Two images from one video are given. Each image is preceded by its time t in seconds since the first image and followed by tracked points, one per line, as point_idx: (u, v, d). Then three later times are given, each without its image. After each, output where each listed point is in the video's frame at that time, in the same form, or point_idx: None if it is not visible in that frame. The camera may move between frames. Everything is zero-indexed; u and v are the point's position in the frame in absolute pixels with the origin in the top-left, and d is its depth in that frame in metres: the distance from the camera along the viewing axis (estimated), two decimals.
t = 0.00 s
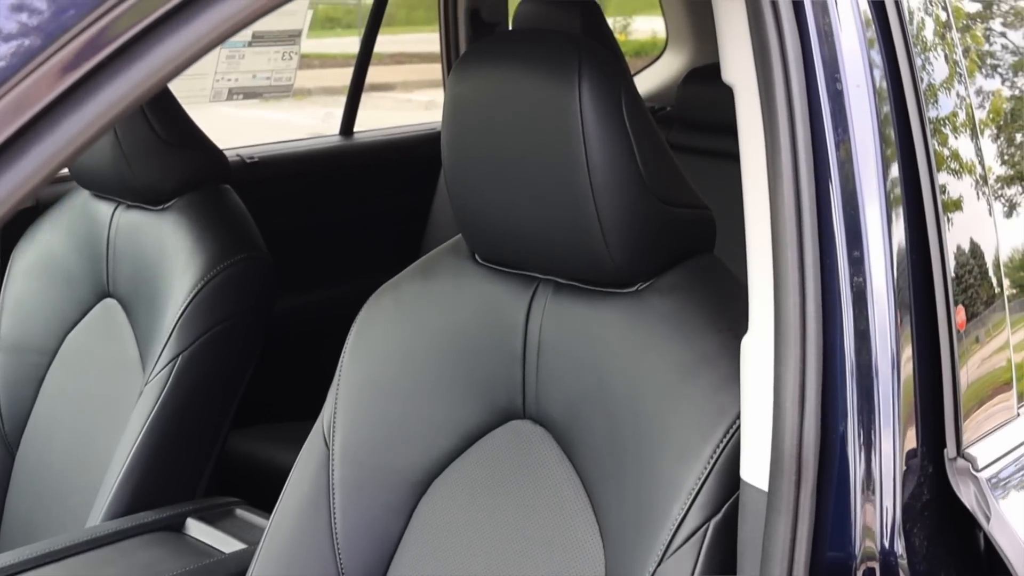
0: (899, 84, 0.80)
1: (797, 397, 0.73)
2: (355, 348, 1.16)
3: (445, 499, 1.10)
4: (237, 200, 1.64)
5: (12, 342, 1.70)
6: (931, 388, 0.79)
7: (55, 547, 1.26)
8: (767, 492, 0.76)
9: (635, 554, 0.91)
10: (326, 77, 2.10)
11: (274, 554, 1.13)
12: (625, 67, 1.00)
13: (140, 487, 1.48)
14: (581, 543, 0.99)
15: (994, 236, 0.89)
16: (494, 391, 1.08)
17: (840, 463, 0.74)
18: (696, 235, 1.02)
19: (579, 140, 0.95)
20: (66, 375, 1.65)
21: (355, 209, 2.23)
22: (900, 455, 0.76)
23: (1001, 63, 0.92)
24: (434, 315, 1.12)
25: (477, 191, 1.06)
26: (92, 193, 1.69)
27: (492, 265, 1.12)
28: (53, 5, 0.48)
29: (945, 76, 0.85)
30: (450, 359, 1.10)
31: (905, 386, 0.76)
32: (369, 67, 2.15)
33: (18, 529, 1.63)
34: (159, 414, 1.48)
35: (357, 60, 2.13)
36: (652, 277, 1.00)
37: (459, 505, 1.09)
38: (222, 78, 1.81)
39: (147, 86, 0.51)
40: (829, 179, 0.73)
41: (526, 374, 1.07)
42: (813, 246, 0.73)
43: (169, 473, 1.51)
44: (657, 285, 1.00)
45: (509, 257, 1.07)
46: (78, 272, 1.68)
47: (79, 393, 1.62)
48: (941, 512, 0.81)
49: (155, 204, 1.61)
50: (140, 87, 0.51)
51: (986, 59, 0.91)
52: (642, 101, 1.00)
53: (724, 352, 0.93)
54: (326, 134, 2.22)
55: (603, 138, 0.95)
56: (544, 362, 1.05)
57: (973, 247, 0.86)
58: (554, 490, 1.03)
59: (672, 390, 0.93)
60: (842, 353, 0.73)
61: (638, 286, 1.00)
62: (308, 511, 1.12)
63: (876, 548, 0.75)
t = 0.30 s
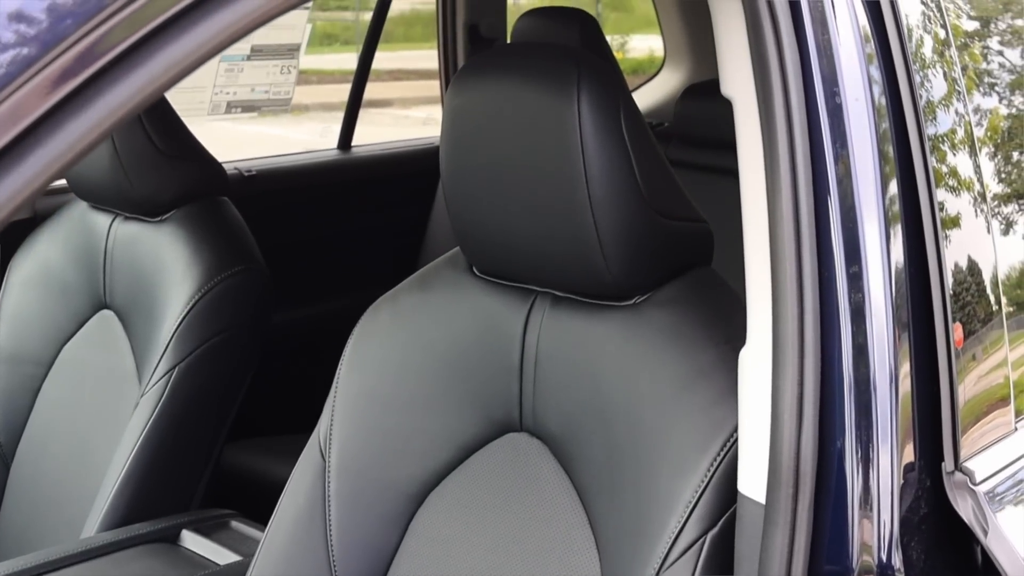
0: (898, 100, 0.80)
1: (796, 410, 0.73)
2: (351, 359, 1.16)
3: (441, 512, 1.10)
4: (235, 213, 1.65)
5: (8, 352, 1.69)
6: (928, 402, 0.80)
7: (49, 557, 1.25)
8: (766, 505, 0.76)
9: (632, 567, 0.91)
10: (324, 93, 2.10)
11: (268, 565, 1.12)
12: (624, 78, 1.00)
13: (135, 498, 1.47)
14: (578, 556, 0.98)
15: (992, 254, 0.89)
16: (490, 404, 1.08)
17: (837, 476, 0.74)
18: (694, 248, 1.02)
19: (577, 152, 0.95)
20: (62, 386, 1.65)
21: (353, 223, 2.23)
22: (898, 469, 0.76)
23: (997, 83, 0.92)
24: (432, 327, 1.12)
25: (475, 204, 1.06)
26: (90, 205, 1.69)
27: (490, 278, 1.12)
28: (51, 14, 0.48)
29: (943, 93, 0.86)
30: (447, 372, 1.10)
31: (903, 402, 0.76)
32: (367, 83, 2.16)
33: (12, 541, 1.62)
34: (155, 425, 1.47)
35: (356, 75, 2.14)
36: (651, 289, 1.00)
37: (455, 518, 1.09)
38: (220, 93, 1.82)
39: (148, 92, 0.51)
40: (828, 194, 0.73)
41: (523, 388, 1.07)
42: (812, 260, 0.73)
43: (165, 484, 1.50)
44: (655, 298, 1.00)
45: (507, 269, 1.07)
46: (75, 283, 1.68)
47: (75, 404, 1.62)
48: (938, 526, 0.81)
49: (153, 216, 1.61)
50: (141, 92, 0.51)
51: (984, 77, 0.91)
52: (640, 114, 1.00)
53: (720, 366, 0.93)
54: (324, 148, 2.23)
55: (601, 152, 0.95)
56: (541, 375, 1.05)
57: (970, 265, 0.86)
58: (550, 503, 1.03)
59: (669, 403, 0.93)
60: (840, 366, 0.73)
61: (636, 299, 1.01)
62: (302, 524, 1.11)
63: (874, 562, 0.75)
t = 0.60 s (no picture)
0: (897, 111, 0.80)
1: (794, 418, 0.73)
2: (348, 366, 1.15)
3: (437, 520, 1.10)
4: (233, 220, 1.65)
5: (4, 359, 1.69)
6: (926, 411, 0.80)
7: (44, 562, 1.24)
8: (764, 513, 0.75)
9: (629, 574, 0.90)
10: (322, 104, 2.11)
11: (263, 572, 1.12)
12: (622, 87, 1.00)
13: (131, 505, 1.47)
14: (574, 564, 0.98)
15: (991, 266, 0.89)
16: (488, 411, 1.08)
17: (835, 484, 0.74)
18: (692, 257, 1.02)
19: (576, 160, 0.95)
20: (58, 393, 1.64)
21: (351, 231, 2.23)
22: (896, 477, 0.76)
23: (995, 95, 0.92)
24: (430, 334, 1.12)
25: (474, 211, 1.06)
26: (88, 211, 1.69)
27: (489, 285, 1.12)
28: (48, 18, 0.49)
29: (943, 105, 0.86)
30: (444, 379, 1.10)
31: (901, 412, 0.76)
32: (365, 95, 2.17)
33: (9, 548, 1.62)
34: (152, 431, 1.47)
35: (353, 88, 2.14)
36: (649, 297, 1.01)
37: (451, 525, 1.08)
38: (218, 100, 1.83)
39: (148, 93, 0.51)
40: (827, 203, 0.74)
41: (520, 396, 1.07)
42: (810, 268, 0.73)
43: (161, 490, 1.50)
44: (652, 306, 1.00)
45: (505, 276, 1.07)
46: (72, 290, 1.67)
47: (72, 410, 1.61)
48: (936, 534, 0.81)
49: (151, 222, 1.61)
50: (141, 93, 0.51)
51: (982, 90, 0.91)
52: (639, 123, 1.00)
53: (718, 374, 0.93)
54: (322, 157, 2.22)
55: (600, 160, 0.95)
56: (539, 383, 1.05)
57: (969, 277, 0.86)
58: (547, 511, 1.02)
59: (667, 411, 0.93)
60: (838, 375, 0.73)
61: (633, 307, 1.01)
62: (298, 530, 1.11)
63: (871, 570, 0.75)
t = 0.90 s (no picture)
0: (896, 117, 0.81)
1: (792, 422, 0.73)
2: (346, 369, 1.15)
3: (434, 523, 1.10)
4: (232, 223, 1.65)
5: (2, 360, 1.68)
6: (925, 416, 0.80)
7: (40, 563, 1.24)
8: (762, 516, 0.75)
9: None
10: (320, 109, 2.11)
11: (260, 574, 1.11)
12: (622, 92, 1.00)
13: (128, 506, 1.47)
14: (572, 566, 0.98)
15: (991, 273, 0.89)
16: (485, 414, 1.08)
17: (833, 488, 0.74)
18: (690, 261, 1.02)
19: (576, 164, 0.95)
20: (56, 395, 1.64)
21: (349, 235, 2.23)
22: (894, 482, 0.76)
23: (994, 103, 0.92)
24: (429, 338, 1.12)
25: (473, 214, 1.06)
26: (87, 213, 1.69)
27: (487, 289, 1.12)
28: (46, 18, 0.48)
29: (942, 112, 0.86)
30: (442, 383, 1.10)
31: (900, 418, 0.76)
32: (363, 101, 2.17)
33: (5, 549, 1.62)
34: (149, 433, 1.47)
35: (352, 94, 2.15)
36: (646, 301, 1.00)
37: (448, 528, 1.08)
38: (218, 104, 1.83)
39: (146, 91, 0.51)
40: (827, 208, 0.74)
41: (518, 399, 1.07)
42: (809, 273, 0.73)
43: (158, 492, 1.50)
44: (651, 309, 1.00)
45: (504, 280, 1.07)
46: (70, 292, 1.67)
47: (70, 412, 1.61)
48: (934, 537, 0.81)
49: (150, 225, 1.60)
50: (139, 91, 0.51)
51: (982, 98, 0.91)
52: (639, 128, 1.00)
53: (716, 378, 0.93)
54: (321, 161, 2.23)
55: (599, 165, 0.95)
56: (537, 386, 1.05)
57: (967, 284, 0.86)
58: (544, 514, 1.02)
59: (665, 415, 0.93)
60: (837, 380, 0.73)
61: (632, 310, 1.00)
62: (295, 532, 1.11)
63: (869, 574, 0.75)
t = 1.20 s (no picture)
0: (895, 118, 0.81)
1: (790, 422, 0.73)
2: (345, 368, 1.15)
3: (432, 522, 1.09)
4: (230, 222, 1.64)
5: None
6: (924, 416, 0.80)
7: (37, 562, 1.24)
8: (761, 516, 0.75)
9: None
10: (320, 109, 2.10)
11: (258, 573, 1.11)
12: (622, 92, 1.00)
13: (126, 505, 1.46)
14: (570, 565, 0.98)
15: (990, 276, 0.89)
16: (484, 413, 1.08)
17: (831, 488, 0.74)
18: (689, 261, 1.02)
19: (575, 164, 0.95)
20: (54, 393, 1.64)
21: (348, 235, 2.23)
22: (893, 482, 0.76)
23: (993, 105, 0.92)
24: (427, 337, 1.12)
25: (472, 213, 1.06)
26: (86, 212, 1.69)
27: (487, 289, 1.12)
28: (44, 14, 0.48)
29: (942, 114, 0.86)
30: (440, 382, 1.10)
31: (899, 420, 0.76)
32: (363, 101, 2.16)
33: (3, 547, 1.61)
34: (147, 432, 1.47)
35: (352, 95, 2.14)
36: (645, 301, 1.00)
37: (446, 528, 1.08)
38: (217, 103, 1.83)
39: (145, 85, 0.51)
40: (826, 209, 0.74)
41: (517, 398, 1.06)
42: (807, 274, 0.73)
43: (156, 491, 1.50)
44: (650, 309, 1.00)
45: (503, 279, 1.07)
46: (68, 290, 1.67)
47: (68, 410, 1.61)
48: (933, 537, 0.81)
49: (149, 223, 1.60)
50: (139, 85, 0.51)
51: (981, 100, 0.91)
52: (639, 128, 1.00)
53: (715, 377, 0.93)
54: (320, 160, 2.23)
55: (599, 165, 0.95)
56: (535, 386, 1.05)
57: (966, 286, 0.86)
58: (543, 514, 1.02)
59: (664, 414, 0.93)
60: (836, 380, 0.73)
61: (631, 310, 1.00)
62: (293, 531, 1.10)
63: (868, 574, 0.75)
